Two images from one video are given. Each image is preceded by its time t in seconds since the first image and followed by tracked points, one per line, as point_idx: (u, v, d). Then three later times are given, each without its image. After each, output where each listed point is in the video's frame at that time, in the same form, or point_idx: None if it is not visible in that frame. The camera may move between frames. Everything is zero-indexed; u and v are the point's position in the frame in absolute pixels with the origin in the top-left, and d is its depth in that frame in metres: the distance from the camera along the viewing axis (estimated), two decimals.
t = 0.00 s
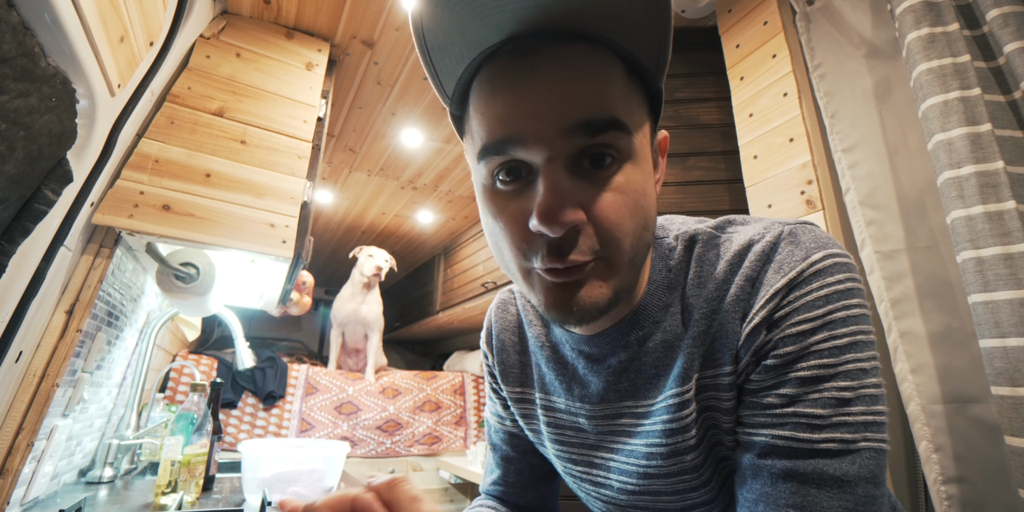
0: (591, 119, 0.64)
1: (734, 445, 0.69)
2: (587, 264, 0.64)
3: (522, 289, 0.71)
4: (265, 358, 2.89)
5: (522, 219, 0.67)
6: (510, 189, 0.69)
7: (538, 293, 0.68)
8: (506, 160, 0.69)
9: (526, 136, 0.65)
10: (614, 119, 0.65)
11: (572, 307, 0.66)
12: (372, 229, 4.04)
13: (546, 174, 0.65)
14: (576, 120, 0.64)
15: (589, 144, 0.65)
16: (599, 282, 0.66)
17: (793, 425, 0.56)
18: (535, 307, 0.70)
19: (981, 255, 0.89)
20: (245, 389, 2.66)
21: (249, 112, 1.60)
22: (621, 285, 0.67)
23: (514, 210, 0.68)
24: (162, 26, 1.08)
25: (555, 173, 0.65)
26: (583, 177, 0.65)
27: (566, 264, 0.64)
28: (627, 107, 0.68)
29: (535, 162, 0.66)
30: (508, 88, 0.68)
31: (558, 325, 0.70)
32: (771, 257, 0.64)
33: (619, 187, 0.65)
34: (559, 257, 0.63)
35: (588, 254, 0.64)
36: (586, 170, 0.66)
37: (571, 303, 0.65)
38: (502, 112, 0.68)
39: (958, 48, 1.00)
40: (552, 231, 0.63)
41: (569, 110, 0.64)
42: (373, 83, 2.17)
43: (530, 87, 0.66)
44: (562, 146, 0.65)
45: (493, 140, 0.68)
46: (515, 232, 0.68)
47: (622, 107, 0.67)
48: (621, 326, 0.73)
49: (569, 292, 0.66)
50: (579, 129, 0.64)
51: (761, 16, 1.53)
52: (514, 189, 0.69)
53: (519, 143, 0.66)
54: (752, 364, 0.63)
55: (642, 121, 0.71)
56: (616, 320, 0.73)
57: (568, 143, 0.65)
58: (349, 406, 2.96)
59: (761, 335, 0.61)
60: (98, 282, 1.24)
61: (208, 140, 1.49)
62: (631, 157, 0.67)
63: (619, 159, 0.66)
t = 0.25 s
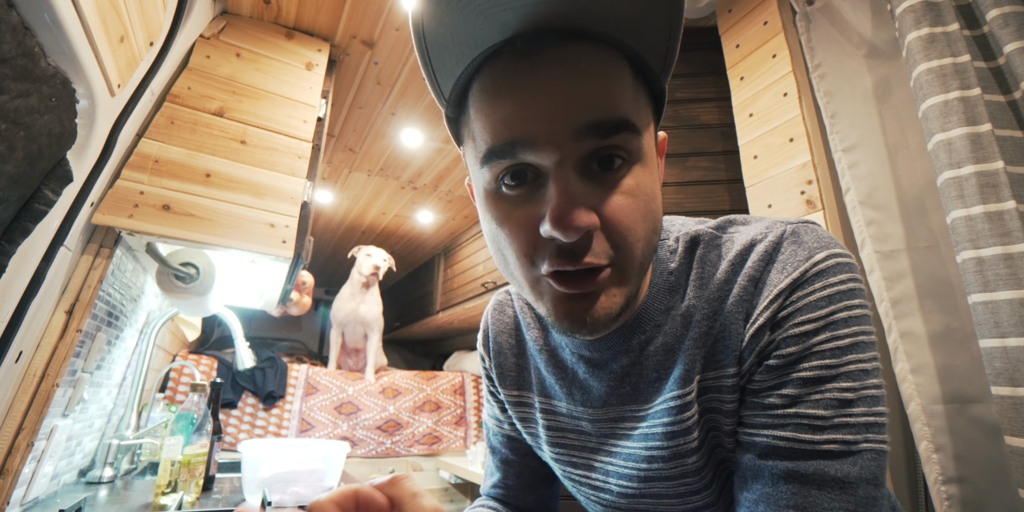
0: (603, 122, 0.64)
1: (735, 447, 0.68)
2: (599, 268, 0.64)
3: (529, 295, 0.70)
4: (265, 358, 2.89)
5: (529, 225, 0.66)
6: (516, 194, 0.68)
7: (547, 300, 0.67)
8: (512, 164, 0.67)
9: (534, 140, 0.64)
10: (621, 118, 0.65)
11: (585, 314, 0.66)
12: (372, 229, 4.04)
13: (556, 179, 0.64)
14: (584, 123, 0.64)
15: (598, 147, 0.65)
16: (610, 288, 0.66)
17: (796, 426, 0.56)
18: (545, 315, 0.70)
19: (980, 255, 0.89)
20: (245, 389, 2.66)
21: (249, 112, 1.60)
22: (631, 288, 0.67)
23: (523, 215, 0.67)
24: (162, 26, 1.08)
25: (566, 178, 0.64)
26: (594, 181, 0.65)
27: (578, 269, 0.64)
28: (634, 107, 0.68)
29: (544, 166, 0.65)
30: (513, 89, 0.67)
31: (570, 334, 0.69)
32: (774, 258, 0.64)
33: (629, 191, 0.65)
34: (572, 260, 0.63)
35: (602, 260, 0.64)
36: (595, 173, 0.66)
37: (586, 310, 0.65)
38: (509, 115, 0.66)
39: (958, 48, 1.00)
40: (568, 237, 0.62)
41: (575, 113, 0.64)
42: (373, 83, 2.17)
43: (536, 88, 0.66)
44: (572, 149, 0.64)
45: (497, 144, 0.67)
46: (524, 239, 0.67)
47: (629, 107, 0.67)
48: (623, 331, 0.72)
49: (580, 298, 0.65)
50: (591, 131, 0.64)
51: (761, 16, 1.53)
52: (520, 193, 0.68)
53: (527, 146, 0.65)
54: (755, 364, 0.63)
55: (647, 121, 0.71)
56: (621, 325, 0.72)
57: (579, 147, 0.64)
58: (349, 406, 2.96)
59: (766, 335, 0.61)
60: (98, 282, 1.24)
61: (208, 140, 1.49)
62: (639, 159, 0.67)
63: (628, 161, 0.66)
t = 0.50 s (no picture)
0: (601, 118, 0.64)
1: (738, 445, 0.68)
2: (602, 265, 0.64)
3: (531, 298, 0.69)
4: (265, 358, 2.89)
5: (529, 226, 0.65)
6: (515, 195, 0.68)
7: (551, 301, 0.66)
8: (511, 166, 0.67)
9: (533, 140, 0.64)
10: (618, 114, 0.65)
11: (592, 315, 0.64)
12: (372, 229, 4.04)
13: (555, 177, 0.64)
14: (583, 120, 0.64)
15: (597, 143, 0.65)
16: (616, 286, 0.65)
17: (800, 423, 0.56)
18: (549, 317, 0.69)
19: (980, 255, 0.89)
20: (245, 389, 2.66)
21: (249, 112, 1.60)
22: (637, 285, 0.67)
23: (523, 216, 0.66)
24: (162, 25, 1.08)
25: (564, 176, 0.64)
26: (593, 178, 0.65)
27: (582, 266, 0.63)
28: (631, 104, 0.69)
29: (542, 165, 0.65)
30: (510, 89, 0.67)
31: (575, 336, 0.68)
32: (777, 255, 0.65)
33: (628, 186, 0.65)
34: (576, 258, 0.62)
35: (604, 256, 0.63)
36: (594, 169, 0.65)
37: (592, 310, 0.64)
38: (507, 115, 0.66)
39: (958, 48, 1.00)
40: (571, 235, 0.61)
41: (570, 110, 0.64)
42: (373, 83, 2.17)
43: (534, 87, 0.66)
44: (571, 148, 0.64)
45: (496, 145, 0.67)
46: (525, 239, 0.66)
47: (626, 103, 0.68)
48: (624, 331, 0.72)
49: (585, 298, 0.64)
50: (588, 127, 0.64)
51: (761, 16, 1.53)
52: (519, 194, 0.67)
53: (526, 146, 0.65)
54: (758, 362, 0.63)
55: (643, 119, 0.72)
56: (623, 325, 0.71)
57: (577, 145, 0.64)
58: (349, 406, 2.96)
59: (769, 333, 0.61)
60: (98, 282, 1.24)
61: (208, 140, 1.49)
62: (637, 155, 0.67)
63: (626, 156, 0.66)
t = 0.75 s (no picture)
0: (601, 112, 0.65)
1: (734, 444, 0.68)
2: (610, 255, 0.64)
3: (537, 293, 0.69)
4: (265, 358, 2.89)
5: (535, 218, 0.65)
6: (520, 191, 0.67)
7: (559, 294, 0.66)
8: (515, 161, 0.67)
9: (537, 135, 0.64)
10: (617, 109, 0.66)
11: (601, 305, 0.64)
12: (372, 229, 4.04)
13: (562, 169, 0.64)
14: (584, 116, 0.64)
15: (599, 137, 0.65)
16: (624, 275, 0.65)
17: (795, 422, 0.56)
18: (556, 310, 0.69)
19: (980, 255, 0.89)
20: (245, 389, 2.66)
21: (249, 112, 1.60)
22: (641, 276, 0.68)
23: (528, 210, 0.66)
24: (162, 25, 1.08)
25: (571, 168, 0.64)
26: (597, 171, 0.65)
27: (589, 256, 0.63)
28: (628, 101, 0.69)
29: (547, 158, 0.65)
30: (512, 86, 0.67)
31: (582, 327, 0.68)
32: (770, 253, 0.64)
33: (630, 177, 0.65)
34: (585, 247, 0.62)
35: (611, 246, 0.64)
36: (597, 162, 0.66)
37: (601, 301, 0.64)
38: (509, 112, 0.66)
39: (958, 48, 1.00)
40: (581, 224, 0.61)
41: (573, 106, 0.64)
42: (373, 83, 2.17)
43: (536, 83, 0.66)
44: (575, 142, 0.64)
45: (500, 141, 0.67)
46: (531, 234, 0.66)
47: (624, 100, 0.68)
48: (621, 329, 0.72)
49: (592, 289, 0.64)
50: (590, 122, 0.64)
51: (761, 16, 1.53)
52: (524, 189, 0.67)
53: (529, 142, 0.65)
54: (752, 359, 0.63)
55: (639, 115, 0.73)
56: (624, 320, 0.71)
57: (579, 139, 0.64)
58: (349, 406, 2.96)
59: (762, 331, 0.61)
60: (98, 282, 1.24)
61: (208, 140, 1.49)
62: (637, 149, 0.68)
63: (625, 149, 0.67)
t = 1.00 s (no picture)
0: (596, 106, 0.65)
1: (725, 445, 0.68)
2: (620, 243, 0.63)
3: (547, 291, 0.67)
4: (265, 358, 2.89)
5: (540, 215, 0.65)
6: (522, 190, 0.67)
7: (572, 289, 0.64)
8: (514, 162, 0.66)
9: (536, 133, 0.64)
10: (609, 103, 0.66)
11: (615, 296, 0.63)
12: (372, 229, 4.04)
13: (566, 163, 0.63)
14: (578, 112, 0.64)
15: (595, 130, 0.65)
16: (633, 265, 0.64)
17: (780, 423, 0.56)
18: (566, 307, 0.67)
19: (980, 255, 0.89)
20: (245, 389, 2.66)
21: (249, 112, 1.60)
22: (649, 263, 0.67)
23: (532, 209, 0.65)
24: (162, 25, 1.08)
25: (573, 160, 0.63)
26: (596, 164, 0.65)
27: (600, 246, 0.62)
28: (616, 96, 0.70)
29: (547, 155, 0.64)
30: (507, 86, 0.67)
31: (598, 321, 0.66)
32: (749, 252, 0.64)
33: (628, 167, 0.66)
34: (595, 237, 0.61)
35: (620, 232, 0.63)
36: (594, 155, 0.66)
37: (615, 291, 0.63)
38: (506, 113, 0.66)
39: (958, 48, 1.00)
40: (591, 214, 0.60)
41: (563, 101, 0.64)
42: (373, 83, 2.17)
43: (530, 81, 0.66)
44: (573, 137, 0.64)
45: (500, 142, 0.66)
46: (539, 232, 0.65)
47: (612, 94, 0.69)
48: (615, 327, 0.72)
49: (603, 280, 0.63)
50: (588, 116, 0.64)
51: (761, 16, 1.53)
52: (526, 188, 0.67)
53: (530, 140, 0.64)
54: (733, 360, 0.62)
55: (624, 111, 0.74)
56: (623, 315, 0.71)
57: (578, 133, 0.64)
58: (349, 406, 2.96)
59: (740, 333, 0.61)
60: (98, 282, 1.24)
61: (208, 140, 1.49)
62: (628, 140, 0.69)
63: (618, 141, 0.67)
